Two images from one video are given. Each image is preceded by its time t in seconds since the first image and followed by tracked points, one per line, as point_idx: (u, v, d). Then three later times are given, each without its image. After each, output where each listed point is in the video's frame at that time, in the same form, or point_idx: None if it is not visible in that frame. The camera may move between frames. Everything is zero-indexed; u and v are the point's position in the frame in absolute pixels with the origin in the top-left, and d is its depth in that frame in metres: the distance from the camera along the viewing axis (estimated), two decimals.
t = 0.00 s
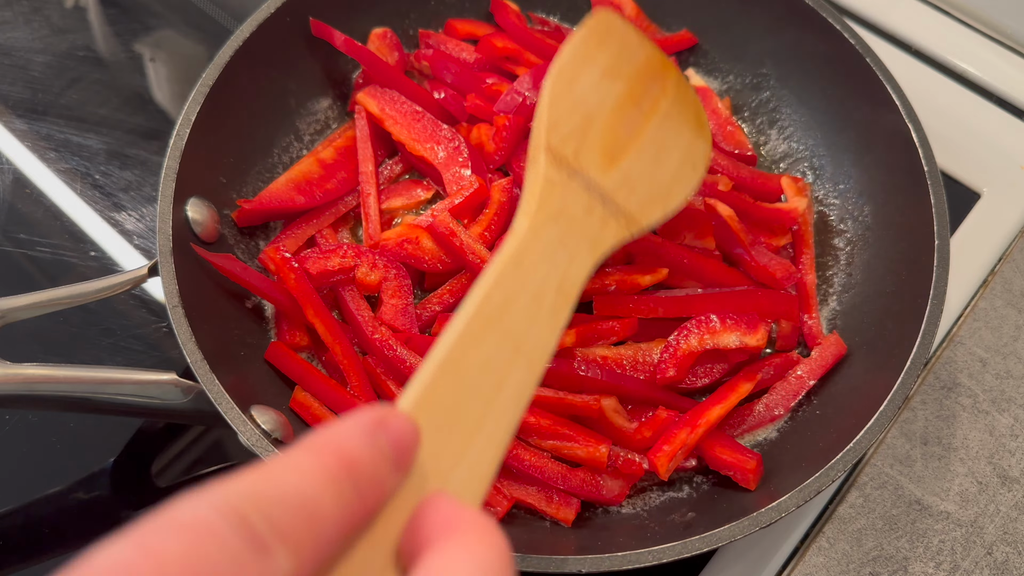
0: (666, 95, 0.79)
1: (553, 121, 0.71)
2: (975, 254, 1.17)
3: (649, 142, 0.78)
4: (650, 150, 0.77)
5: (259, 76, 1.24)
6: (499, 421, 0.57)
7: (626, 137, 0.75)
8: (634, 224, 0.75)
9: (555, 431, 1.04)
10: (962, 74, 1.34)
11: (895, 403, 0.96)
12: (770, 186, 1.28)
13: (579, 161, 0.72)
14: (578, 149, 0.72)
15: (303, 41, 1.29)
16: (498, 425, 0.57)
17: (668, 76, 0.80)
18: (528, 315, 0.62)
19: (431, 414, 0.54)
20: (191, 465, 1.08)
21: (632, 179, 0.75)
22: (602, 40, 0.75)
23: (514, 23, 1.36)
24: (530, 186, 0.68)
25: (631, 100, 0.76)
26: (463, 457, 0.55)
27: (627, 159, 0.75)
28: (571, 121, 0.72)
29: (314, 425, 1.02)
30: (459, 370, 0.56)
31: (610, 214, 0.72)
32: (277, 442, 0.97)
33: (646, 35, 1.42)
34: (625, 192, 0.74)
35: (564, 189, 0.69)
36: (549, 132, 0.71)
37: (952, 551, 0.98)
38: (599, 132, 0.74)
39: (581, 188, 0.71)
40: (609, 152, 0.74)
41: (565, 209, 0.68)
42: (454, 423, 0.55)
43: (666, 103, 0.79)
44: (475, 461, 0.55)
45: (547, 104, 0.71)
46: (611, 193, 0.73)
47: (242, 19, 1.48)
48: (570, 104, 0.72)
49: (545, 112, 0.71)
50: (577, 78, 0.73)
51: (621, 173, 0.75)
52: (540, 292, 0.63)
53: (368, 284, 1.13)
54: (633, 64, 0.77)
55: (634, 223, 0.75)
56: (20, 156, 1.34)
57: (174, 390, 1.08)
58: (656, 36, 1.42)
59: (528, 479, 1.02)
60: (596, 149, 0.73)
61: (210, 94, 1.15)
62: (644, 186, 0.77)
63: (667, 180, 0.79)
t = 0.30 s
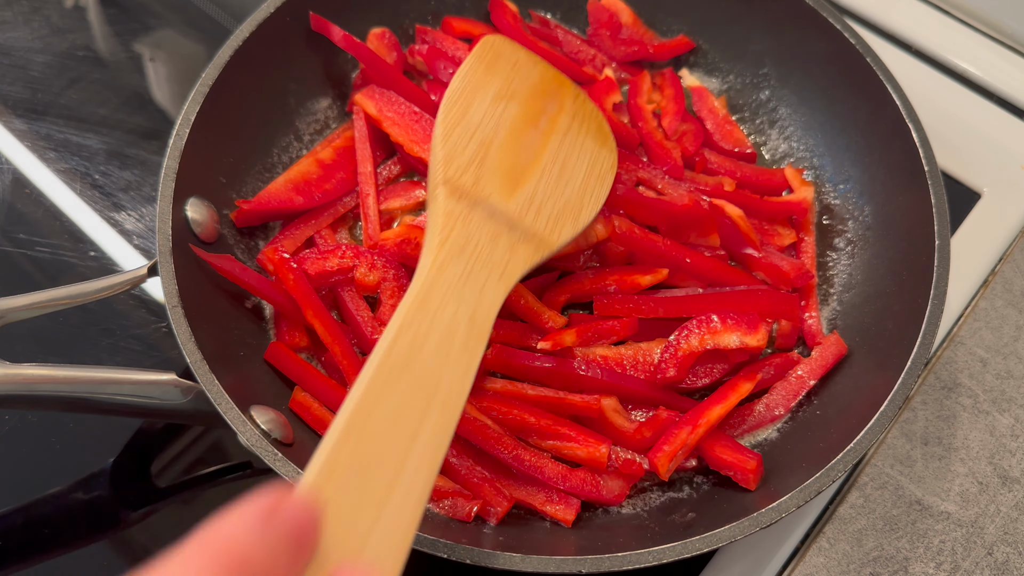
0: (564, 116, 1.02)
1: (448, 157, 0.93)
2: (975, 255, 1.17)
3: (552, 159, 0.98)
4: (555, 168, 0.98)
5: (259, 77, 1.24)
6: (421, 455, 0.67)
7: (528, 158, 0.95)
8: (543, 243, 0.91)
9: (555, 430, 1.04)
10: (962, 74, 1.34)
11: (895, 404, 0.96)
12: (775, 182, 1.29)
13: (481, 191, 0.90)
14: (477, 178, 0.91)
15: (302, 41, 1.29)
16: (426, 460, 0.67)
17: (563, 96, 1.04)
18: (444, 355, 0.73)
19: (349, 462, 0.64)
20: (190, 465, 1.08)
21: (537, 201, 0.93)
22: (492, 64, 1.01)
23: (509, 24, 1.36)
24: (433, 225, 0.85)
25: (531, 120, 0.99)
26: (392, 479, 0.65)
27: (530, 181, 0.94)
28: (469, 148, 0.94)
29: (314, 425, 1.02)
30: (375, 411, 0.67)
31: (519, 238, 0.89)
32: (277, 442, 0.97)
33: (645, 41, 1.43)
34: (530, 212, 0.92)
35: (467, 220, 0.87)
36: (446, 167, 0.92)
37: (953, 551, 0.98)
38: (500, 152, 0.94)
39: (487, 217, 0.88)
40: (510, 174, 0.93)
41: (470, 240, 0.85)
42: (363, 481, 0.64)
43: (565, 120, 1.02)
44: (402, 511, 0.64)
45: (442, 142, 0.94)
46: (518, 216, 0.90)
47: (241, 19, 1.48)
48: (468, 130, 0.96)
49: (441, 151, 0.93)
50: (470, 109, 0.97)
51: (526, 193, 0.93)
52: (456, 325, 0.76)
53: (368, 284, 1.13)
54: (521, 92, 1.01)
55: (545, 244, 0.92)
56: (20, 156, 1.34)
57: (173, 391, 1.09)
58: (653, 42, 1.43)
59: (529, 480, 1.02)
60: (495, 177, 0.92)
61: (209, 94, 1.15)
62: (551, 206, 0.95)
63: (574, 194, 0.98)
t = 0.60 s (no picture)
0: (627, 261, 0.86)
1: (503, 314, 0.77)
2: (975, 255, 1.17)
3: (613, 317, 0.82)
4: (615, 326, 0.81)
5: (259, 77, 1.24)
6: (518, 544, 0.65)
7: (587, 314, 0.80)
8: (599, 418, 0.76)
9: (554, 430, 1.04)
10: (962, 74, 1.34)
11: (895, 403, 0.96)
12: (786, 169, 1.28)
13: (535, 355, 0.76)
14: (532, 342, 0.77)
15: (302, 41, 1.29)
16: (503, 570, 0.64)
17: (623, 241, 0.88)
18: (529, 465, 0.70)
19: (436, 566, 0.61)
20: (191, 465, 1.08)
21: (593, 368, 0.78)
22: (556, 204, 0.85)
23: (510, 24, 1.36)
24: (480, 392, 0.72)
25: (591, 271, 0.83)
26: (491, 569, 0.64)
27: (589, 342, 0.79)
28: (524, 306, 0.78)
29: (314, 425, 1.02)
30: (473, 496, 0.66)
31: (572, 414, 0.75)
32: (277, 442, 0.97)
33: (645, 40, 1.43)
34: (586, 382, 0.77)
35: (522, 390, 0.73)
36: (500, 327, 0.76)
37: (952, 551, 0.98)
38: (558, 305, 0.79)
39: (542, 387, 0.74)
40: (568, 337, 0.78)
41: (519, 419, 0.72)
42: None
43: (628, 267, 0.86)
44: None
45: (496, 295, 0.78)
46: (572, 387, 0.76)
47: (242, 19, 1.48)
48: (527, 282, 0.80)
49: (495, 302, 0.78)
50: (528, 256, 0.81)
51: (582, 361, 0.78)
52: (546, 439, 0.72)
53: (368, 284, 1.13)
54: (591, 227, 0.86)
55: (599, 419, 0.76)
56: (20, 156, 1.34)
57: (174, 391, 1.08)
58: (653, 40, 1.43)
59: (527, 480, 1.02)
60: (552, 338, 0.77)
61: (210, 94, 1.15)
62: (606, 376, 0.79)
63: (634, 355, 0.81)
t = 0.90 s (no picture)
0: (460, 330, 0.82)
1: (333, 372, 0.73)
2: (975, 255, 1.17)
3: (440, 386, 0.79)
4: (443, 396, 0.79)
5: (259, 77, 1.24)
6: None
7: (415, 383, 0.78)
8: (417, 490, 0.76)
9: (555, 424, 1.04)
10: (962, 74, 1.34)
11: (895, 404, 0.96)
12: (787, 169, 1.28)
13: (360, 420, 0.74)
14: (360, 405, 0.74)
15: (302, 42, 1.29)
16: None
17: (455, 314, 0.82)
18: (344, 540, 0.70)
19: None
20: (191, 465, 1.08)
21: (417, 439, 0.77)
22: (394, 268, 0.77)
23: (510, 24, 1.36)
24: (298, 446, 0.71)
25: (422, 338, 0.78)
26: None
27: (415, 412, 0.77)
28: (353, 369, 0.74)
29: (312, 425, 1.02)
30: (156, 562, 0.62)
31: (393, 483, 0.75)
32: (277, 442, 0.97)
33: (644, 40, 1.43)
34: (408, 453, 0.76)
35: (344, 458, 0.72)
36: (327, 386, 0.73)
37: (952, 551, 0.98)
38: (387, 373, 0.76)
39: (364, 455, 0.73)
40: (394, 404, 0.76)
41: (334, 487, 0.71)
42: None
43: (460, 335, 0.82)
44: None
45: (326, 355, 0.73)
46: (395, 456, 0.75)
47: (242, 19, 1.48)
48: (359, 343, 0.75)
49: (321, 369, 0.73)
50: (364, 312, 0.75)
51: (406, 431, 0.76)
52: (363, 511, 0.72)
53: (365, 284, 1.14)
54: (430, 291, 0.80)
55: (419, 491, 0.76)
56: (20, 156, 1.34)
57: (174, 390, 1.09)
58: (653, 39, 1.43)
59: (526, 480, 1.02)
60: (377, 404, 0.75)
61: (210, 94, 1.15)
62: (433, 446, 0.78)
63: (459, 427, 0.80)
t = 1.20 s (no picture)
0: (297, 278, 0.76)
1: (160, 305, 0.64)
2: (975, 255, 1.17)
3: (273, 330, 0.74)
4: (274, 340, 0.75)
5: (259, 76, 1.24)
6: (124, 541, 0.63)
7: (247, 324, 0.72)
8: (242, 424, 0.73)
9: (556, 423, 1.04)
10: (962, 74, 1.34)
11: (895, 404, 0.96)
12: (787, 168, 1.28)
13: (187, 351, 0.67)
14: (188, 338, 0.67)
15: (302, 41, 1.29)
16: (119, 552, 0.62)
17: (291, 266, 0.75)
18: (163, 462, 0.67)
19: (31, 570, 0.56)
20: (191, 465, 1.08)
21: (246, 374, 0.73)
22: (233, 207, 0.68)
23: (509, 24, 1.36)
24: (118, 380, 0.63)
25: (258, 282, 0.72)
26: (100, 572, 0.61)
27: (244, 351, 0.72)
28: (182, 303, 0.66)
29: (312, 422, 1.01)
30: (110, 477, 0.62)
31: (216, 413, 0.71)
32: (277, 442, 0.95)
33: (644, 40, 1.43)
34: (234, 389, 0.72)
35: (167, 388, 0.66)
36: (154, 318, 0.64)
37: (952, 551, 0.98)
38: (215, 313, 0.69)
39: (187, 386, 0.68)
40: (223, 341, 0.70)
41: (156, 413, 0.66)
42: None
43: (297, 287, 0.76)
44: None
45: (155, 286, 0.63)
46: (222, 390, 0.71)
47: (242, 19, 1.48)
48: (192, 279, 0.66)
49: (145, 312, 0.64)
50: (196, 251, 0.66)
51: (234, 367, 0.71)
52: (183, 437, 0.68)
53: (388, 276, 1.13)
54: (266, 236, 0.72)
55: (244, 425, 0.74)
56: (20, 156, 1.34)
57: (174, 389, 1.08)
58: (653, 40, 1.43)
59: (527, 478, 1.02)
60: (207, 338, 0.68)
61: (210, 94, 1.15)
62: (260, 381, 0.74)
63: (286, 370, 0.77)
